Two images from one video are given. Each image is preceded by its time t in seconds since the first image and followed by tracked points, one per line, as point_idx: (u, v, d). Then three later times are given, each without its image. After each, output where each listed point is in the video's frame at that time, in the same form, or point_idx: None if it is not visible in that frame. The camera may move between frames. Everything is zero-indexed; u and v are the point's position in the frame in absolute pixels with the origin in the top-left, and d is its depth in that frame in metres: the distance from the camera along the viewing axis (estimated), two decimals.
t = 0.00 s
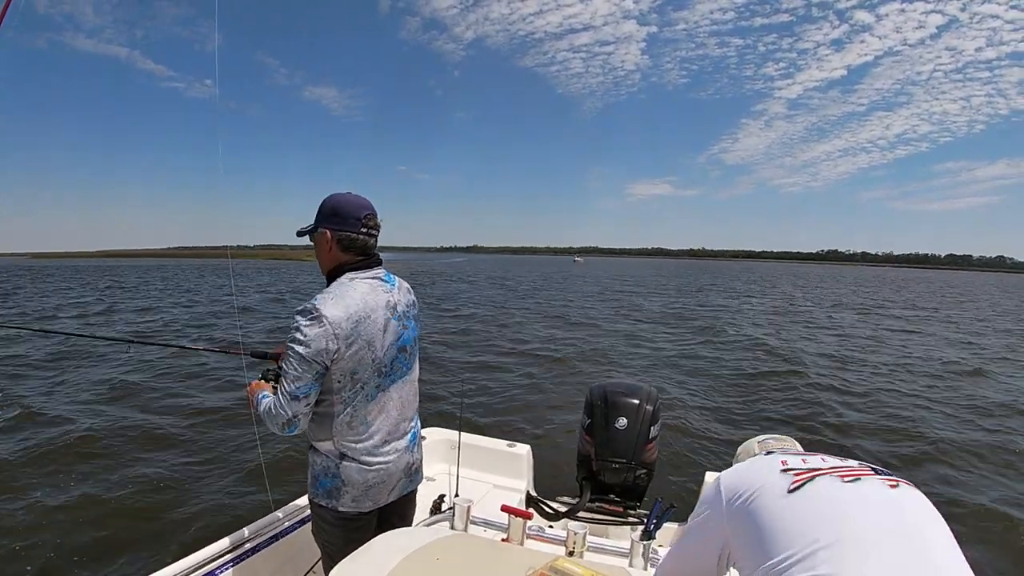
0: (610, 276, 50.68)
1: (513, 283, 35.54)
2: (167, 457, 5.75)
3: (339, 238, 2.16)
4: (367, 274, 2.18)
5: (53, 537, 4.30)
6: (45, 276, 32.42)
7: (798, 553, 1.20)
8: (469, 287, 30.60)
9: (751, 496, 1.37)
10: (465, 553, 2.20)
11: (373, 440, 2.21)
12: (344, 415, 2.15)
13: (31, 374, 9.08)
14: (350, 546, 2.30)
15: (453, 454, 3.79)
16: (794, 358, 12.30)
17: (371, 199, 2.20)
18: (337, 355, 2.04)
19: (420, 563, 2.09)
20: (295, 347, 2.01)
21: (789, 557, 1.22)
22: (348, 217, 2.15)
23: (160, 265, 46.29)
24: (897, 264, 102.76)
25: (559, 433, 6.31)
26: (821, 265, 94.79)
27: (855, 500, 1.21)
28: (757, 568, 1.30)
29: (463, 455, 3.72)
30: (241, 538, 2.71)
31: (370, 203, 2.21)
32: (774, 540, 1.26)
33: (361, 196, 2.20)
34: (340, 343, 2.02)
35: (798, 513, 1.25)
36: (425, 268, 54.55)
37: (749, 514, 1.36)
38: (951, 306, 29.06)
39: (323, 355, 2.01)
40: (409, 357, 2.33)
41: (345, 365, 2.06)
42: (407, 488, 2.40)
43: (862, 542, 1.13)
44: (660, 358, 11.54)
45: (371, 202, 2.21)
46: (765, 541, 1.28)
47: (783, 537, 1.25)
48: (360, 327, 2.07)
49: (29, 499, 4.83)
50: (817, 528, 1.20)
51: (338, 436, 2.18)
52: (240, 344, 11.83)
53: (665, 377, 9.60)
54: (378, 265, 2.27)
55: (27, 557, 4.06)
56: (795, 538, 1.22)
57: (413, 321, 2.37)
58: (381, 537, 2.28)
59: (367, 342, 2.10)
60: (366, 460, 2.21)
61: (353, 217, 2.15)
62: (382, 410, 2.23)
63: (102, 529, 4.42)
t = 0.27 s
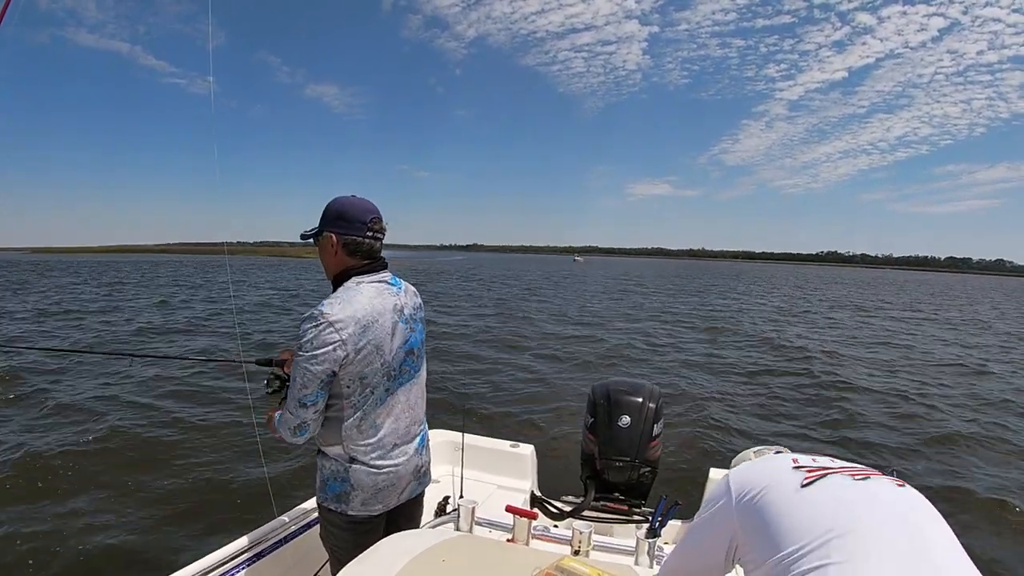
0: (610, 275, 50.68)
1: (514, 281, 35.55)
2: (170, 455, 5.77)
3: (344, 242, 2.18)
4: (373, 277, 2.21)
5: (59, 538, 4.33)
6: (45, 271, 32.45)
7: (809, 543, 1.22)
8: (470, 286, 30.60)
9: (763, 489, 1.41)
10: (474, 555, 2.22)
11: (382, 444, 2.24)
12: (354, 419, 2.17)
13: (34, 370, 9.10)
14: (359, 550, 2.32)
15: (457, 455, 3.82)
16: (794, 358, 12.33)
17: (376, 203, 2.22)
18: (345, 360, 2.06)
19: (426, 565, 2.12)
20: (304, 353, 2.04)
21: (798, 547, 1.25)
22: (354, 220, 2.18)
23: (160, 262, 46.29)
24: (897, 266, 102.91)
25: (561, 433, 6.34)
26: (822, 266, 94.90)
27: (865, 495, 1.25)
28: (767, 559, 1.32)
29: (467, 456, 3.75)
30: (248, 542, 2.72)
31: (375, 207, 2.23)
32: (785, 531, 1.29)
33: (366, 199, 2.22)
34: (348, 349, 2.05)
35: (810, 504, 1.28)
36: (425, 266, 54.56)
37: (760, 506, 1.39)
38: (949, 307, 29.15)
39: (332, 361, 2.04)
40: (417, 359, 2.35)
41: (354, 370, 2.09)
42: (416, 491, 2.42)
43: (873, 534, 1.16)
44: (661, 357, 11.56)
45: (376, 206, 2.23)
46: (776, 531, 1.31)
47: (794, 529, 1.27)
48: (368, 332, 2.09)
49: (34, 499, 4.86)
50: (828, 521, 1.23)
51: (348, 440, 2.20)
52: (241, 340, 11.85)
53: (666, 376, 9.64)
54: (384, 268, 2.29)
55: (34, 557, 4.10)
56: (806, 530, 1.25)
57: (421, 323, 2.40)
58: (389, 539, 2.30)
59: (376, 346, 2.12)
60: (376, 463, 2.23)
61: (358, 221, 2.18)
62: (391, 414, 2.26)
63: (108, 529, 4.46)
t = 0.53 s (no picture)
0: (610, 276, 50.67)
1: (514, 281, 35.54)
2: (170, 447, 5.76)
3: (345, 241, 2.19)
4: (374, 276, 2.22)
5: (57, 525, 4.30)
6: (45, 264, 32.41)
7: (812, 541, 1.24)
8: (470, 285, 30.59)
9: (765, 488, 1.41)
10: (474, 554, 2.22)
11: (384, 442, 2.25)
12: (356, 417, 2.18)
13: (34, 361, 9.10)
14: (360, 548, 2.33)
15: (457, 453, 3.83)
16: (793, 361, 12.36)
17: (376, 201, 2.24)
18: (348, 359, 2.07)
19: (426, 564, 2.12)
20: (306, 352, 2.05)
21: (798, 548, 1.26)
22: (355, 219, 2.19)
23: (158, 256, 46.20)
24: (896, 272, 103.01)
25: (561, 431, 6.35)
26: (821, 271, 94.95)
27: (868, 496, 1.26)
28: (771, 558, 1.33)
29: (467, 455, 3.76)
30: (248, 541, 2.72)
31: (376, 205, 2.24)
32: (788, 529, 1.30)
33: (367, 198, 2.23)
34: (351, 348, 2.06)
35: (814, 503, 1.29)
36: (424, 264, 54.57)
37: (763, 506, 1.40)
38: (947, 313, 29.25)
39: (334, 360, 2.05)
40: (418, 358, 2.36)
41: (357, 368, 2.10)
42: (417, 489, 2.43)
43: (876, 534, 1.17)
44: (660, 358, 11.58)
45: (377, 205, 2.24)
46: (779, 530, 1.32)
47: (796, 528, 1.28)
48: (371, 331, 2.10)
49: (32, 487, 4.83)
50: (832, 521, 1.23)
51: (350, 438, 2.21)
52: (241, 335, 11.84)
53: (665, 377, 9.65)
54: (384, 267, 2.30)
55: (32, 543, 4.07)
56: (809, 528, 1.26)
57: (422, 321, 2.41)
58: (389, 538, 2.31)
59: (378, 345, 2.13)
60: (378, 462, 2.24)
61: (359, 220, 2.19)
62: (393, 412, 2.27)
63: (107, 516, 4.44)
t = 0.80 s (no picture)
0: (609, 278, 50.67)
1: (513, 281, 35.54)
2: (166, 445, 5.76)
3: (343, 236, 2.19)
4: (372, 272, 2.21)
5: (54, 524, 4.30)
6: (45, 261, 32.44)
7: (810, 546, 1.24)
8: (469, 284, 30.59)
9: (764, 493, 1.41)
10: (472, 552, 2.22)
11: (382, 437, 2.25)
12: (354, 413, 2.18)
13: (32, 358, 9.09)
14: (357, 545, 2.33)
15: (455, 451, 3.82)
16: (792, 364, 12.37)
17: (374, 197, 2.24)
18: (347, 355, 2.06)
19: (423, 561, 2.12)
20: (304, 348, 2.04)
21: (797, 552, 1.26)
22: (352, 214, 2.18)
23: (159, 254, 46.24)
24: (895, 276, 103.17)
25: (558, 431, 6.35)
26: (821, 274, 95.02)
27: (867, 501, 1.26)
28: (768, 562, 1.34)
29: (465, 452, 3.75)
30: (245, 536, 2.71)
31: (374, 201, 2.24)
32: (785, 533, 1.30)
33: (364, 194, 2.23)
34: (350, 344, 2.05)
35: (814, 509, 1.28)
36: (424, 264, 54.61)
37: (761, 510, 1.40)
38: (946, 318, 29.28)
39: (333, 355, 2.04)
40: (415, 353, 2.36)
41: (355, 364, 2.09)
42: (414, 485, 2.43)
43: (872, 537, 1.18)
44: (659, 360, 11.58)
45: (374, 200, 2.24)
46: (777, 534, 1.32)
47: (792, 532, 1.29)
48: (369, 326, 2.10)
49: (28, 486, 4.82)
50: (829, 522, 1.24)
51: (348, 434, 2.20)
52: (239, 333, 11.83)
53: (663, 378, 9.66)
54: (382, 262, 2.30)
55: (28, 542, 4.07)
56: (806, 532, 1.26)
57: (419, 317, 2.41)
58: (386, 535, 2.31)
59: (376, 340, 2.13)
60: (375, 458, 2.24)
61: (356, 215, 2.18)
62: (390, 408, 2.26)
63: (104, 517, 4.44)
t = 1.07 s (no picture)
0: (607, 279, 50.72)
1: (512, 283, 35.55)
2: (164, 445, 5.75)
3: (343, 235, 2.19)
4: (372, 271, 2.21)
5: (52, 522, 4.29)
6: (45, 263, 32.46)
7: (807, 548, 1.24)
8: (468, 286, 30.60)
9: (764, 496, 1.42)
10: (469, 552, 2.22)
11: (380, 436, 2.25)
12: (352, 412, 2.18)
13: (29, 359, 9.07)
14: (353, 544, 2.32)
15: (453, 451, 3.82)
16: (790, 365, 12.39)
17: (374, 196, 2.24)
18: (346, 354, 2.06)
19: (420, 561, 2.11)
20: (303, 346, 2.04)
21: (797, 553, 1.26)
22: (352, 213, 2.18)
23: (158, 255, 46.24)
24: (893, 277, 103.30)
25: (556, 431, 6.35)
26: (819, 275, 95.15)
27: (865, 506, 1.26)
28: (768, 563, 1.33)
29: (463, 452, 3.75)
30: (240, 535, 2.71)
31: (374, 200, 2.24)
32: (783, 535, 1.31)
33: (364, 193, 2.23)
34: (349, 343, 2.05)
35: (815, 512, 1.28)
36: (423, 265, 54.62)
37: (759, 513, 1.40)
38: (944, 318, 29.34)
39: (332, 354, 2.04)
40: (414, 353, 2.36)
41: (354, 363, 2.09)
42: (411, 484, 2.43)
43: (869, 540, 1.19)
44: (658, 360, 11.59)
45: (374, 199, 2.24)
46: (777, 536, 1.32)
47: (789, 533, 1.29)
48: (369, 326, 2.10)
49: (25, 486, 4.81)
50: (827, 524, 1.25)
51: (346, 433, 2.20)
52: (237, 334, 11.82)
53: (662, 379, 9.66)
54: (381, 262, 2.30)
55: (25, 541, 4.06)
56: (804, 534, 1.27)
57: (419, 317, 2.41)
58: (383, 534, 2.30)
59: (376, 340, 2.13)
60: (373, 456, 2.24)
61: (356, 214, 2.18)
62: (389, 407, 2.26)
63: (101, 516, 4.43)
